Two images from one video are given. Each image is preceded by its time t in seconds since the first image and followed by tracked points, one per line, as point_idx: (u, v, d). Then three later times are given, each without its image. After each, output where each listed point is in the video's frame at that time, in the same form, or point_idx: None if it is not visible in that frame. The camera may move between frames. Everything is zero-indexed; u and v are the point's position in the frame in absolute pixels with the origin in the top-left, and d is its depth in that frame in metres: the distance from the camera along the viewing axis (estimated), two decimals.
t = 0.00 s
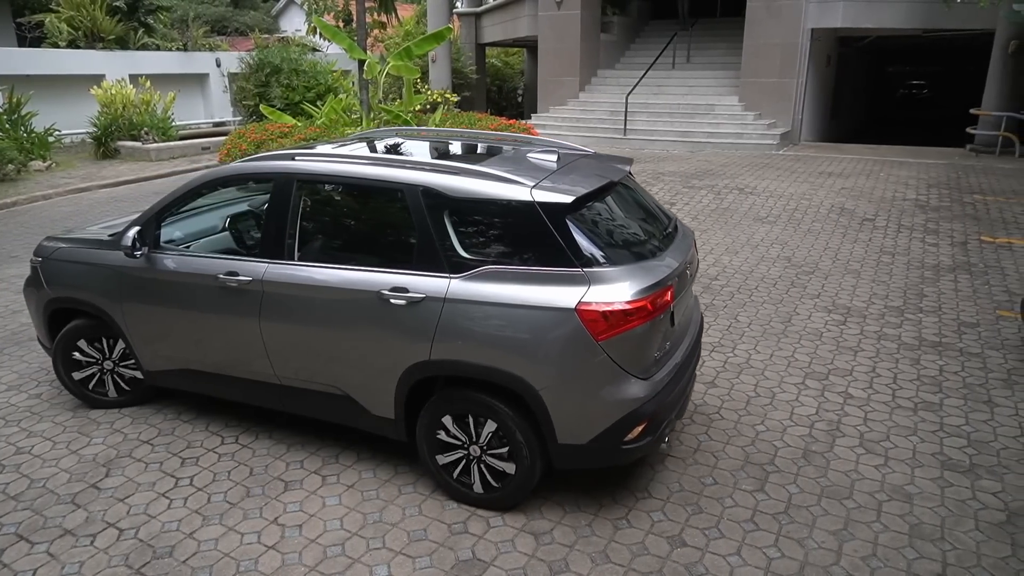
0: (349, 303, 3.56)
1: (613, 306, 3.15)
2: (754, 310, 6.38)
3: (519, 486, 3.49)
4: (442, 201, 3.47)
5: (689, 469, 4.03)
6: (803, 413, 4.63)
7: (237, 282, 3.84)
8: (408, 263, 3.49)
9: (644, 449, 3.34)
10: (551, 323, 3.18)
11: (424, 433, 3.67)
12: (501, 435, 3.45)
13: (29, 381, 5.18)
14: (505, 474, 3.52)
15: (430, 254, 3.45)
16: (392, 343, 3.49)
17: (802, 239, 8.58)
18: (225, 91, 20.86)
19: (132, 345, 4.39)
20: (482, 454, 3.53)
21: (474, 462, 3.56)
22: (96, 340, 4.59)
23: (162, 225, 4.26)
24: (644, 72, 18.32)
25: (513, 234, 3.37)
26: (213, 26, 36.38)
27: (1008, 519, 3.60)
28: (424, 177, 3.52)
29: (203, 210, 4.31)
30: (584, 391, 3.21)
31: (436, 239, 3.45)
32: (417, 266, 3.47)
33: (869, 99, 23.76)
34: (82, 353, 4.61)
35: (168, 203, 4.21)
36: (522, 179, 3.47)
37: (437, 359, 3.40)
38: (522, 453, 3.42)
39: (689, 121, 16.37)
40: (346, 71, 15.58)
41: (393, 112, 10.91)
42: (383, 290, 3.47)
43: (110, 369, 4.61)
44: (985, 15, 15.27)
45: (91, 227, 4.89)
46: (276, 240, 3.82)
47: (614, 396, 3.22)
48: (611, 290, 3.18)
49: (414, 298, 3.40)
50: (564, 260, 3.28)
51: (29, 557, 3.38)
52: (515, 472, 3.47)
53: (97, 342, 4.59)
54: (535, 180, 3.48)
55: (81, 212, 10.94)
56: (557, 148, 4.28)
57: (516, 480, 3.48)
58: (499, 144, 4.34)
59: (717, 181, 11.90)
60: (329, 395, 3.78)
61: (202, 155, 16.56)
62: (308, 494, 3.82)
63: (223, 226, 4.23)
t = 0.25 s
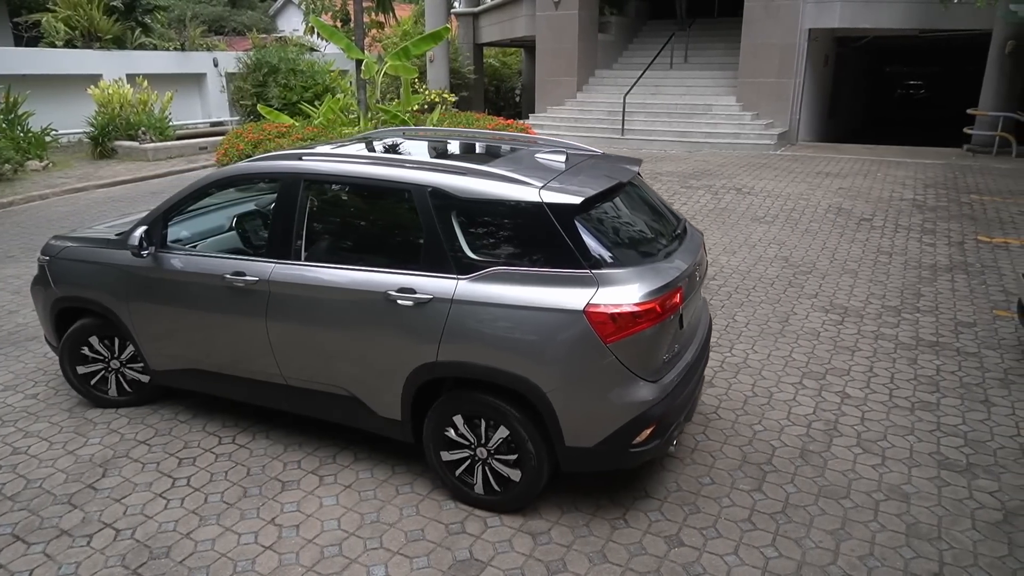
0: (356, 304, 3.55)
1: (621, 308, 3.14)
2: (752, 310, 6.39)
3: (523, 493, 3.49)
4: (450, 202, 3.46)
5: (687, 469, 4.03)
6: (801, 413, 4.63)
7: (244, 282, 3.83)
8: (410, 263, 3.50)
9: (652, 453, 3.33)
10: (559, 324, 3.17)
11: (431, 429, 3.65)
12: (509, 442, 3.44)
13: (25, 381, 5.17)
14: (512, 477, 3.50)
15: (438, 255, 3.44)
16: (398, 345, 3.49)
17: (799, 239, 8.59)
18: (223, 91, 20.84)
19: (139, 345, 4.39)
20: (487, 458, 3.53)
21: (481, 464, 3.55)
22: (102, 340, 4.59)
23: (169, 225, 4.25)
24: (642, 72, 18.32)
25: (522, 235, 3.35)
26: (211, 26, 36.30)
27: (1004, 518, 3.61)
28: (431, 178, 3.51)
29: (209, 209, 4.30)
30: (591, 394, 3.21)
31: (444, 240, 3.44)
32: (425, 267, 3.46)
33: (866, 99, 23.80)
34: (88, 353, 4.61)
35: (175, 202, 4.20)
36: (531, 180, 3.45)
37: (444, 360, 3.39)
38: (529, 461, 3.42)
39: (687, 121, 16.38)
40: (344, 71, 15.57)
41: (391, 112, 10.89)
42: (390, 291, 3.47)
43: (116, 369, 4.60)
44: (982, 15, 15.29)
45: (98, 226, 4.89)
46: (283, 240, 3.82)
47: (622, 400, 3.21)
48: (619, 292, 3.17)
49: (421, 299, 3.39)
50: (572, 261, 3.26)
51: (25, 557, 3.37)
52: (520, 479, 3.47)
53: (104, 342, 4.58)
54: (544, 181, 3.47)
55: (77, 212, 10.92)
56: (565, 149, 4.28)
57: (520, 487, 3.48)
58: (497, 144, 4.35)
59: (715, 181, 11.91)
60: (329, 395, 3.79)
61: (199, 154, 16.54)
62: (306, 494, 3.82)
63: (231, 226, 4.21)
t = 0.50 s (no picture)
0: (363, 306, 3.54)
1: (631, 311, 3.12)
2: (749, 309, 6.40)
3: (525, 500, 3.49)
4: (458, 203, 3.44)
5: (684, 468, 4.04)
6: (798, 412, 4.64)
7: (251, 283, 3.82)
8: (412, 263, 3.50)
9: (661, 456, 3.31)
10: (568, 327, 3.15)
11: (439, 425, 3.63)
12: (520, 449, 3.43)
13: (20, 382, 5.16)
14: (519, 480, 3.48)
15: (446, 256, 3.43)
16: (405, 346, 3.48)
17: (796, 238, 8.60)
18: (219, 91, 20.81)
19: (146, 345, 4.39)
20: (494, 461, 3.52)
21: (488, 466, 3.54)
22: (109, 340, 4.59)
23: (176, 225, 4.25)
24: (639, 71, 18.33)
25: (532, 237, 3.33)
26: (207, 26, 36.21)
27: (1001, 516, 3.62)
28: (439, 179, 3.49)
29: (218, 209, 4.30)
30: (601, 397, 3.19)
31: (451, 241, 3.42)
32: (433, 268, 3.45)
33: (863, 99, 23.84)
34: (96, 352, 4.61)
35: (183, 202, 4.20)
36: (539, 181, 3.43)
37: (451, 362, 3.38)
38: (538, 469, 3.42)
39: (684, 121, 16.39)
40: (341, 71, 15.55)
41: (388, 112, 10.88)
42: (398, 292, 3.45)
43: (124, 369, 4.61)
44: (977, 15, 15.33)
45: (106, 225, 4.89)
46: (290, 240, 3.80)
47: (631, 403, 3.19)
48: (629, 294, 3.15)
49: (428, 301, 3.37)
50: (582, 263, 3.24)
51: (21, 559, 3.36)
52: (526, 486, 3.46)
53: (111, 341, 4.58)
54: (554, 182, 3.45)
55: (73, 212, 10.89)
56: (575, 150, 4.28)
57: (524, 495, 3.48)
58: (495, 143, 4.35)
59: (712, 181, 11.92)
60: (328, 393, 3.80)
61: (196, 155, 16.52)
62: (303, 495, 3.81)
63: (239, 227, 4.21)
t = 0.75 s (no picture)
0: (371, 307, 3.53)
1: (640, 312, 3.09)
2: (746, 309, 6.41)
3: (528, 506, 3.49)
4: (467, 204, 3.42)
5: (681, 468, 4.04)
6: (795, 411, 4.65)
7: (259, 283, 3.81)
8: (417, 263, 3.50)
9: (670, 460, 3.29)
10: (578, 329, 3.13)
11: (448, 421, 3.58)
12: (530, 457, 3.41)
13: (16, 383, 5.14)
14: (528, 483, 3.46)
15: (454, 257, 3.41)
16: (412, 347, 3.46)
17: (793, 238, 8.62)
18: (216, 90, 20.78)
19: (154, 344, 4.39)
20: (501, 465, 3.50)
21: (497, 469, 3.52)
22: (117, 339, 4.58)
23: (184, 224, 4.24)
24: (636, 71, 18.35)
25: (542, 239, 3.30)
26: (203, 26, 36.13)
27: (996, 515, 3.63)
28: (448, 180, 3.47)
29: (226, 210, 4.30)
30: (610, 400, 3.16)
31: (460, 242, 3.40)
32: (442, 269, 3.43)
33: (859, 99, 23.88)
34: (103, 352, 4.61)
35: (191, 203, 4.20)
36: (549, 182, 3.41)
37: (460, 363, 3.36)
38: (546, 477, 3.40)
39: (681, 121, 16.41)
40: (338, 71, 15.54)
41: (384, 111, 10.86)
42: (405, 293, 3.44)
43: (131, 368, 4.60)
44: (973, 15, 15.37)
45: (114, 225, 4.89)
46: (298, 241, 3.79)
47: (641, 406, 3.17)
48: (638, 296, 3.12)
49: (436, 302, 3.36)
50: (592, 265, 3.21)
51: (17, 560, 3.35)
52: (531, 493, 3.46)
53: (119, 340, 4.57)
54: (564, 183, 3.42)
55: (69, 213, 10.87)
56: (585, 150, 4.28)
57: (527, 500, 3.48)
58: (493, 143, 4.36)
59: (709, 181, 11.93)
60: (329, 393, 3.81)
61: (192, 155, 16.50)
62: (300, 495, 3.81)
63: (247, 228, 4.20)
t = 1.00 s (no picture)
0: (377, 308, 3.51)
1: (649, 315, 3.07)
2: (740, 308, 6.43)
3: (527, 510, 3.50)
4: (475, 205, 3.41)
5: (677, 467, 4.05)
6: (788, 410, 4.67)
7: (265, 283, 3.80)
8: (414, 264, 3.51)
9: (678, 464, 3.27)
10: (587, 331, 3.11)
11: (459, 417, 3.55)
12: (536, 465, 3.40)
13: (8, 384, 5.12)
14: (536, 486, 3.44)
15: (462, 258, 3.40)
16: (418, 349, 3.45)
17: (786, 237, 8.65)
18: (209, 90, 20.72)
19: (160, 344, 4.37)
20: (506, 468, 3.49)
21: (504, 472, 3.50)
22: (123, 339, 4.56)
23: (191, 224, 4.24)
24: (630, 71, 18.38)
25: (552, 240, 3.29)
26: (196, 25, 36.02)
27: (988, 512, 3.65)
28: (456, 180, 3.46)
29: (233, 210, 4.30)
30: (618, 403, 3.15)
31: (468, 243, 3.39)
32: (450, 270, 3.42)
33: (852, 100, 23.96)
34: (109, 352, 4.59)
35: (197, 202, 4.19)
36: (557, 183, 3.40)
37: (467, 366, 3.34)
38: (553, 483, 3.38)
39: (675, 120, 16.44)
40: (332, 71, 15.52)
41: (379, 111, 10.84)
42: (412, 294, 3.43)
43: (135, 368, 4.58)
44: (965, 15, 15.45)
45: (122, 225, 4.89)
46: (305, 241, 3.78)
47: (648, 409, 3.15)
48: (647, 299, 3.10)
49: (444, 303, 3.35)
50: (601, 267, 3.20)
51: (10, 562, 3.34)
52: (533, 499, 3.46)
53: (124, 340, 4.56)
54: (574, 185, 3.41)
55: (62, 213, 10.83)
56: (593, 150, 4.28)
57: (527, 505, 3.48)
58: (489, 142, 4.37)
59: (702, 181, 11.96)
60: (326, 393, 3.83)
61: (186, 155, 16.45)
62: (294, 496, 3.80)
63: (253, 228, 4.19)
